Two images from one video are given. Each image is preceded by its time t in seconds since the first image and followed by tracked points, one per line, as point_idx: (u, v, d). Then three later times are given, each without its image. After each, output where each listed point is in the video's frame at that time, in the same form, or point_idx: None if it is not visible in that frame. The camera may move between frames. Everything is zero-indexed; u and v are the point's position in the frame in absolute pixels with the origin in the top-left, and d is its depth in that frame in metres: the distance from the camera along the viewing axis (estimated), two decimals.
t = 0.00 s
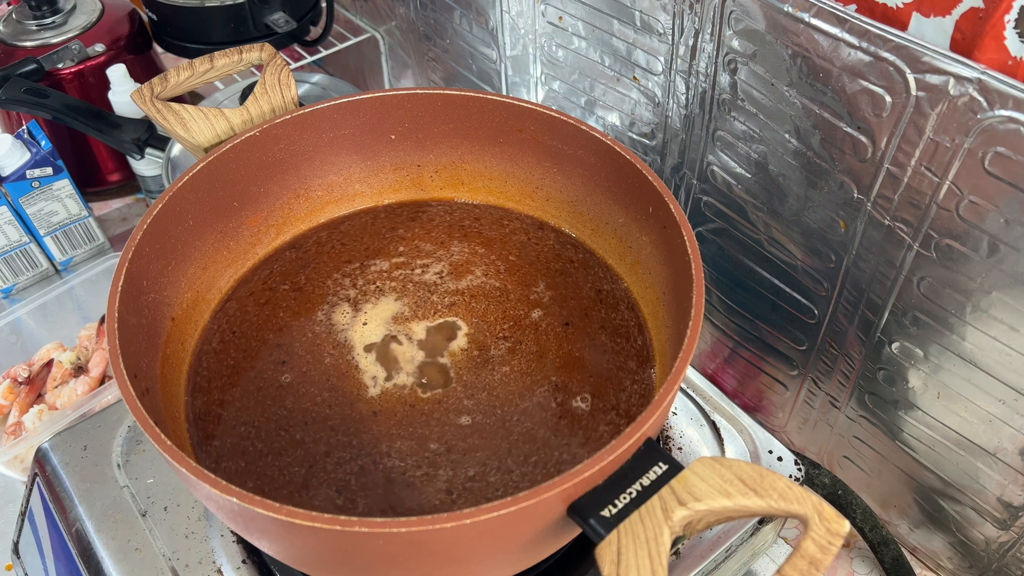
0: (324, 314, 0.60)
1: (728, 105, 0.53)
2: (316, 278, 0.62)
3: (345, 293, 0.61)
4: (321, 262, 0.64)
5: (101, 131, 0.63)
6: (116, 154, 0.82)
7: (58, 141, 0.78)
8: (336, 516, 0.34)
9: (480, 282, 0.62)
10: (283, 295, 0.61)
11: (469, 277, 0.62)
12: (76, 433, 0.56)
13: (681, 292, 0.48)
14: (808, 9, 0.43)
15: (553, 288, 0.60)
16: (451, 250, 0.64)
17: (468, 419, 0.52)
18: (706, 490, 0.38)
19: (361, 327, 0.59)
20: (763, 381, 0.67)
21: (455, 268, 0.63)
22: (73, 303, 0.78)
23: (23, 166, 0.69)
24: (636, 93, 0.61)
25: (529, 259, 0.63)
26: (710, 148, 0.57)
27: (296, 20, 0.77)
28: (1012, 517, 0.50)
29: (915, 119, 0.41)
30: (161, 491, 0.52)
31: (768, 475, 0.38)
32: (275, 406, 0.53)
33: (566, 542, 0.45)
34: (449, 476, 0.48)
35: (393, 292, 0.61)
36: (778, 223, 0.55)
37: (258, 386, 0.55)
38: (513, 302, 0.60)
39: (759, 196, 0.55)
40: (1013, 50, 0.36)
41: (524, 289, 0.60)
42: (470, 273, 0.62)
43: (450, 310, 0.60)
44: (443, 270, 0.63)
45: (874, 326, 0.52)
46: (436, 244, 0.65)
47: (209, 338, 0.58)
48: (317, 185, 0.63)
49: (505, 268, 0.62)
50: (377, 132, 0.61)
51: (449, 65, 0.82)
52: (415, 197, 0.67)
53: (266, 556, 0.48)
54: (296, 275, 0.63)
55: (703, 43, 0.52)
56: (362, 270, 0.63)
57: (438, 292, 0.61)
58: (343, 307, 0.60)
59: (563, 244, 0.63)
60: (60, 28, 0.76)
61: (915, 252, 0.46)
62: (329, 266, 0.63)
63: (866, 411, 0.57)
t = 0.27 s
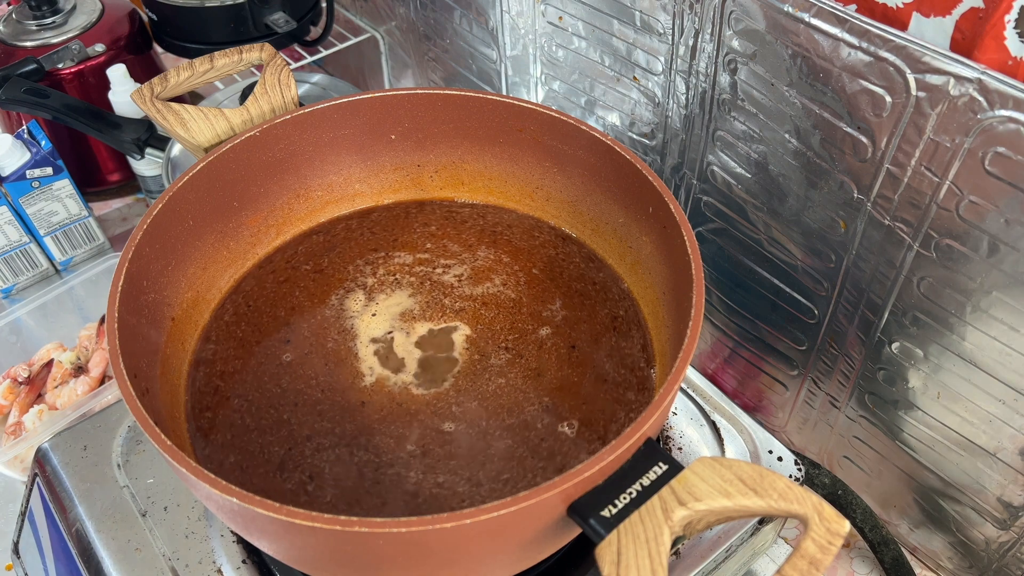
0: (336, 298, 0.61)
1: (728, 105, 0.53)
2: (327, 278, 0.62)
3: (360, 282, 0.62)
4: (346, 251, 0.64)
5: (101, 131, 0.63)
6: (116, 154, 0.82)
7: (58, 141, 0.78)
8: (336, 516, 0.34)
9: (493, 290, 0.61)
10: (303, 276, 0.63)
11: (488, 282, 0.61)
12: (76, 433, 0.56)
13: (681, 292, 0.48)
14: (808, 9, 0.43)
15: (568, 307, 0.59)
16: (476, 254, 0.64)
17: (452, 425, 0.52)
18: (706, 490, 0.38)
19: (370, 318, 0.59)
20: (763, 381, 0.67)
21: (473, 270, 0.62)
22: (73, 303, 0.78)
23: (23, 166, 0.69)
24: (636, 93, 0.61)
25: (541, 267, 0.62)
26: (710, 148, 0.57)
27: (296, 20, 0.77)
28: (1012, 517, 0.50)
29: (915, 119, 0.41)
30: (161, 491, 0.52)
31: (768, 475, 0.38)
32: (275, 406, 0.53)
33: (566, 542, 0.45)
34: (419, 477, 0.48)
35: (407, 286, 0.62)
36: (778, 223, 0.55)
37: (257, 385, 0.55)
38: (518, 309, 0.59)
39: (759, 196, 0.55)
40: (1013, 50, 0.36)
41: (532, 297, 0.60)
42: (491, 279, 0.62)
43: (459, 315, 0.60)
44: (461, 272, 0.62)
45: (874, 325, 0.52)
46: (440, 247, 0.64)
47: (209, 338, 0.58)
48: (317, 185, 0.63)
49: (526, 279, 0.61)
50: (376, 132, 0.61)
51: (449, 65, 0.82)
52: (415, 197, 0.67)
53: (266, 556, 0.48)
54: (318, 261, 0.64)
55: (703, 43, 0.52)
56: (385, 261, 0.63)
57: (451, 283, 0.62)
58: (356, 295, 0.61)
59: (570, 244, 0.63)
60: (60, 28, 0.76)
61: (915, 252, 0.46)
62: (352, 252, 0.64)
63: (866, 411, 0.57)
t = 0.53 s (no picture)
0: (352, 287, 0.62)
1: (728, 105, 0.53)
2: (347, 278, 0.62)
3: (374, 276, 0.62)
4: (368, 243, 0.65)
5: (102, 131, 0.63)
6: (116, 154, 0.82)
7: (58, 141, 0.78)
8: (336, 517, 0.34)
9: (503, 298, 0.60)
10: (324, 262, 0.64)
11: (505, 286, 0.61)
12: (76, 433, 0.56)
13: (681, 293, 0.48)
14: (808, 9, 0.43)
15: (575, 320, 0.58)
16: (498, 261, 0.63)
17: (437, 429, 0.51)
18: (706, 490, 0.38)
19: (381, 312, 0.60)
20: (763, 381, 0.67)
21: (490, 271, 0.62)
22: (73, 303, 0.78)
23: (23, 166, 0.69)
24: (636, 93, 0.61)
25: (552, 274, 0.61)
26: (710, 148, 0.57)
27: (296, 20, 0.77)
28: (1012, 517, 0.50)
29: (915, 118, 0.41)
30: (161, 491, 0.52)
31: (769, 475, 0.38)
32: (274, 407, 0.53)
33: (566, 542, 0.45)
34: (392, 478, 0.48)
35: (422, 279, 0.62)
36: (778, 223, 0.55)
37: (256, 384, 0.55)
38: (525, 312, 0.59)
39: (759, 196, 0.55)
40: (1013, 50, 0.36)
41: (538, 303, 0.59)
42: (507, 288, 0.61)
43: (465, 320, 0.59)
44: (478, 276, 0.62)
45: (874, 325, 0.52)
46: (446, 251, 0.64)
47: (209, 338, 0.58)
48: (317, 185, 0.63)
49: (542, 293, 0.60)
50: (376, 132, 0.61)
51: (449, 65, 0.82)
52: (415, 198, 0.67)
53: (266, 556, 0.48)
54: (343, 247, 0.65)
55: (703, 43, 0.52)
56: (406, 257, 0.64)
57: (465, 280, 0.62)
58: (371, 286, 0.62)
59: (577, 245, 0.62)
60: (60, 28, 0.76)
61: (915, 252, 0.46)
62: (377, 244, 0.65)
63: (866, 411, 0.57)
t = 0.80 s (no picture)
0: (368, 277, 0.63)
1: (728, 105, 0.53)
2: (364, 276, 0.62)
3: (380, 273, 0.63)
4: (383, 245, 0.64)
5: (102, 131, 0.63)
6: (116, 154, 0.82)
7: (58, 141, 0.78)
8: (336, 517, 0.34)
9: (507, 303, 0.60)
10: (346, 250, 0.65)
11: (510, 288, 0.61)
12: (76, 433, 0.56)
13: (681, 293, 0.48)
14: (808, 9, 0.43)
15: (580, 324, 0.57)
16: (516, 270, 0.62)
17: (435, 428, 0.51)
18: (706, 490, 0.38)
19: (393, 307, 0.60)
20: (763, 381, 0.67)
21: (502, 269, 0.62)
22: (73, 303, 0.78)
23: (23, 166, 0.69)
24: (636, 93, 0.61)
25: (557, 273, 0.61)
26: (710, 148, 0.57)
27: (296, 20, 0.77)
28: (1012, 517, 0.50)
29: (915, 118, 0.41)
30: (161, 491, 0.52)
31: (769, 475, 0.38)
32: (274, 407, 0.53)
33: (566, 542, 0.45)
34: (369, 473, 0.49)
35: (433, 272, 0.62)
36: (778, 223, 0.55)
37: (256, 384, 0.55)
38: (530, 315, 0.58)
39: (759, 196, 0.55)
40: (1013, 50, 0.36)
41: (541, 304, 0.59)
42: (520, 297, 0.60)
43: (469, 323, 0.59)
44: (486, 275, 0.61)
45: (874, 325, 0.52)
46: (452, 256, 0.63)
47: (209, 338, 0.58)
48: (317, 185, 0.63)
49: (553, 307, 0.59)
50: (376, 132, 0.61)
51: (449, 65, 0.82)
52: (416, 198, 0.67)
53: (266, 556, 0.48)
54: (360, 245, 0.65)
55: (703, 43, 0.52)
56: (428, 253, 0.64)
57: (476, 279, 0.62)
58: (387, 278, 0.62)
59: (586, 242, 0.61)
60: (60, 28, 0.76)
61: (915, 252, 0.46)
62: (401, 237, 0.65)
63: (866, 411, 0.57)
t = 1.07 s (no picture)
0: (389, 270, 0.63)
1: (728, 105, 0.53)
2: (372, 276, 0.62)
3: (385, 275, 0.62)
4: (393, 247, 0.64)
5: (102, 131, 0.63)
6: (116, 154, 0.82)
7: (58, 141, 0.78)
8: (336, 517, 0.34)
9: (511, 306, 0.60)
10: (372, 241, 0.65)
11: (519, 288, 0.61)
12: (77, 432, 0.56)
13: (681, 294, 0.48)
14: (808, 9, 0.43)
15: (584, 326, 0.57)
16: (533, 283, 0.61)
17: (432, 428, 0.51)
18: (706, 490, 0.38)
19: (407, 302, 0.60)
20: (763, 381, 0.67)
21: (515, 267, 0.62)
22: (73, 303, 0.78)
23: (23, 166, 0.69)
24: (636, 93, 0.61)
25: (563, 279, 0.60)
26: (710, 148, 0.57)
27: (296, 20, 0.77)
28: (1012, 518, 0.50)
29: (915, 118, 0.41)
30: (162, 490, 0.52)
31: (769, 475, 0.38)
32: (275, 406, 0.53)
33: (566, 542, 0.45)
34: (354, 468, 0.49)
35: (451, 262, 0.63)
36: (778, 223, 0.55)
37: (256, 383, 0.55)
38: (533, 318, 0.58)
39: (759, 196, 0.55)
40: (1013, 50, 0.36)
41: (545, 309, 0.59)
42: (531, 312, 0.59)
43: (473, 329, 0.58)
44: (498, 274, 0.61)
45: (874, 325, 0.52)
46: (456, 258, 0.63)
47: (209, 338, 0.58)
48: (318, 185, 0.63)
49: (562, 326, 0.57)
50: (377, 132, 0.61)
51: (449, 65, 0.82)
52: (415, 198, 0.67)
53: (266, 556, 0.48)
54: (368, 245, 0.65)
55: (703, 43, 0.52)
56: (451, 255, 0.64)
57: (481, 280, 0.62)
58: (407, 273, 0.63)
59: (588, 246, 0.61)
60: (60, 28, 0.76)
61: (915, 252, 0.46)
62: (429, 235, 0.65)
63: (866, 411, 0.57)
